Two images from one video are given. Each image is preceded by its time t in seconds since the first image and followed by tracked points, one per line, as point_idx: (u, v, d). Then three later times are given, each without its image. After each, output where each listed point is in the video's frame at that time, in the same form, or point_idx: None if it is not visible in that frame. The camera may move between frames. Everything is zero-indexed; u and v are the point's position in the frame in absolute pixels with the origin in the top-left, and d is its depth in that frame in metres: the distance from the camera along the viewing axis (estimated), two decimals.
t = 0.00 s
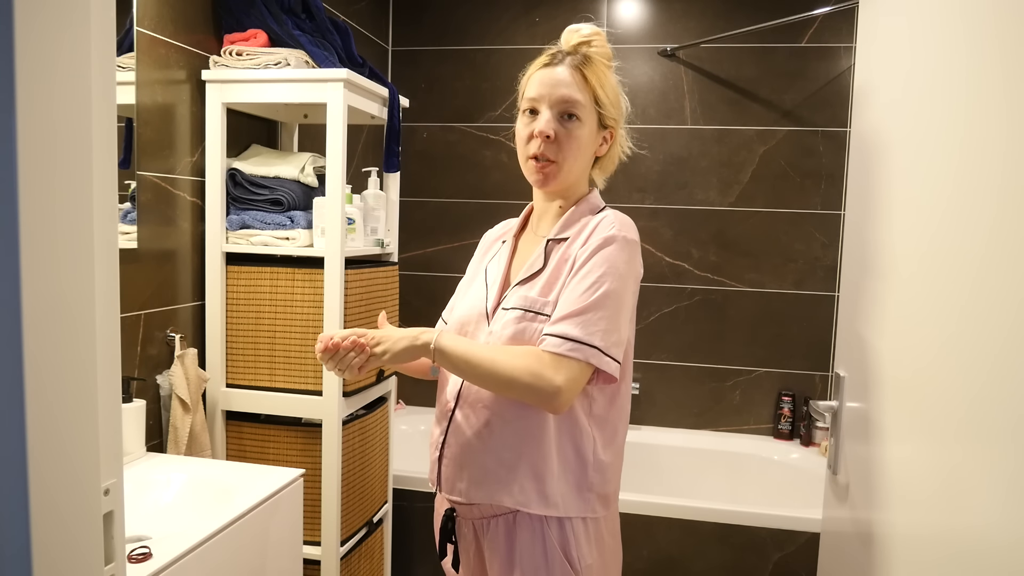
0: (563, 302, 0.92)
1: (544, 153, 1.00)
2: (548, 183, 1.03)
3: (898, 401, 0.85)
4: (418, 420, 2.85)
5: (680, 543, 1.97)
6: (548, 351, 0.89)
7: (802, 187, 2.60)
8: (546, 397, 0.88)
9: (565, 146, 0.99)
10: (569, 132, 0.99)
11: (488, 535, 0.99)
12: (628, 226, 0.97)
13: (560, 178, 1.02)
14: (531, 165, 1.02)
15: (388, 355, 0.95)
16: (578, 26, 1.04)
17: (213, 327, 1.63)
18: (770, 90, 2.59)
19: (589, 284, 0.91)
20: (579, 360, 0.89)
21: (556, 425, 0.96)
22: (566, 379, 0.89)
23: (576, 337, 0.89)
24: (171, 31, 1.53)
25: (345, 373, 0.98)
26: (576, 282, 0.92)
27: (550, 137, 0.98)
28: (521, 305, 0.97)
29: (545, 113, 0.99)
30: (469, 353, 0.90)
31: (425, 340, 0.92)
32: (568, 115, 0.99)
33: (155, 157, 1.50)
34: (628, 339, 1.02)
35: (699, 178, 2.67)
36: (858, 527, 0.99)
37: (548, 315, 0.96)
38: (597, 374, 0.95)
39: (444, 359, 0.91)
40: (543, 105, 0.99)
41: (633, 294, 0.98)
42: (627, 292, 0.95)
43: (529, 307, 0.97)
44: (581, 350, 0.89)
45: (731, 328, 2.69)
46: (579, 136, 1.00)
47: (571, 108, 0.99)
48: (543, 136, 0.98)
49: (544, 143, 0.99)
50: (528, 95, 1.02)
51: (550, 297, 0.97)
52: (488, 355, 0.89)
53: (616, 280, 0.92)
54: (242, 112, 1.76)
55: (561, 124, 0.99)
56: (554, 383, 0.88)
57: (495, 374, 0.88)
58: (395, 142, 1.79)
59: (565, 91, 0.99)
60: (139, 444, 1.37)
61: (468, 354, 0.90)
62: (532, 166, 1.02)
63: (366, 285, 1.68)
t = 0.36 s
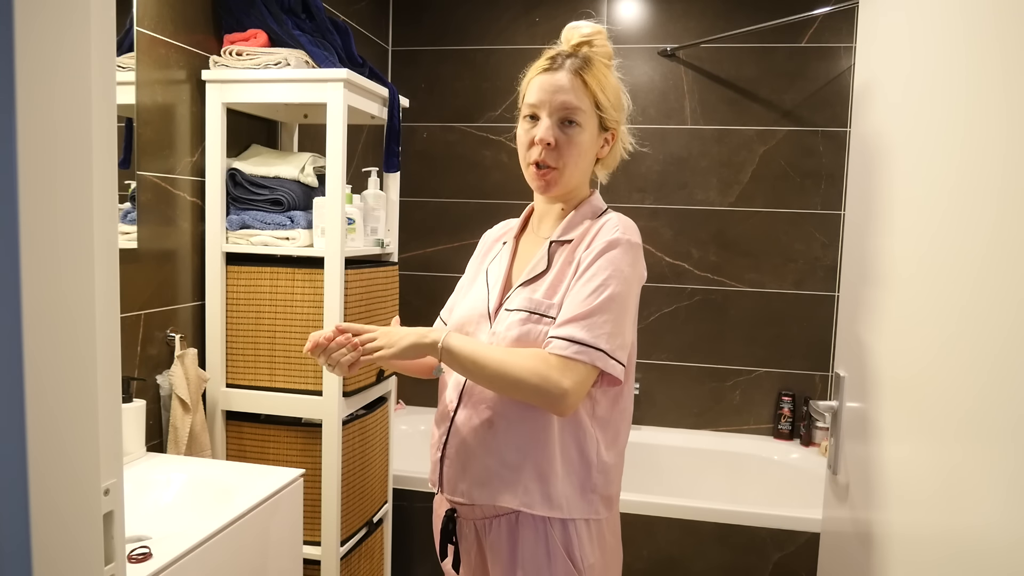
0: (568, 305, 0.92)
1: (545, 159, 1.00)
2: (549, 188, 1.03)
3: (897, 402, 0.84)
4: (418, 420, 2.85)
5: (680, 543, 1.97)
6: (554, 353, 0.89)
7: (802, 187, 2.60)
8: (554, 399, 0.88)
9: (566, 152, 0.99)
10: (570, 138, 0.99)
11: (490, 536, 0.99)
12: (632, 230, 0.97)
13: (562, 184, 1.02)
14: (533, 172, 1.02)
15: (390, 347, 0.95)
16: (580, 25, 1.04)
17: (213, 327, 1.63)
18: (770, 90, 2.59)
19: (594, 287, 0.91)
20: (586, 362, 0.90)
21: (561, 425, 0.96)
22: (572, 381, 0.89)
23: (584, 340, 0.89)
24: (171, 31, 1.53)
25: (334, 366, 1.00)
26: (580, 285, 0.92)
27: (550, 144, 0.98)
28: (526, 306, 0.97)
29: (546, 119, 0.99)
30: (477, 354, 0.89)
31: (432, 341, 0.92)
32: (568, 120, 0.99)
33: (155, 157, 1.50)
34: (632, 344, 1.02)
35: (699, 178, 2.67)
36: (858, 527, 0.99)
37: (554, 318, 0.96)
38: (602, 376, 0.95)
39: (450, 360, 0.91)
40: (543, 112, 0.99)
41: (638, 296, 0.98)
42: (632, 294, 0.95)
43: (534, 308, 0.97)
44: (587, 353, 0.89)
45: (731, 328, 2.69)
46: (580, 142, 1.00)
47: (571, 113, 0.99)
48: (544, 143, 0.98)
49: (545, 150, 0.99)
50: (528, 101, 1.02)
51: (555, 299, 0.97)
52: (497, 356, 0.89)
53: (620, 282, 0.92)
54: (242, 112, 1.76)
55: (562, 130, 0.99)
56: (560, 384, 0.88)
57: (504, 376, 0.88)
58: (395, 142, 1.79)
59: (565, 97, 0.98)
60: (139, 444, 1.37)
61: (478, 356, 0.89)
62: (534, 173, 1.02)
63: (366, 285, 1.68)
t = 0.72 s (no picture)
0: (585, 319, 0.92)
1: (522, 159, 1.00)
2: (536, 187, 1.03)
3: (898, 403, 0.84)
4: (418, 420, 2.85)
5: (680, 543, 1.97)
6: (576, 367, 0.90)
7: (802, 187, 2.60)
8: (576, 413, 0.90)
9: (543, 147, 0.99)
10: (547, 134, 0.99)
11: (491, 536, 0.99)
12: (639, 237, 0.97)
13: (544, 181, 1.01)
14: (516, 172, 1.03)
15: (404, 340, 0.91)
16: (566, 22, 1.04)
17: (213, 327, 1.63)
18: (770, 90, 2.59)
19: (607, 300, 0.92)
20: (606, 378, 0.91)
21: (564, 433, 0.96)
22: (593, 396, 0.91)
23: (605, 356, 0.90)
24: (171, 31, 1.53)
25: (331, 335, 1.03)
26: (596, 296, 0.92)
27: (522, 142, 0.99)
28: (532, 313, 0.97)
29: (518, 118, 0.99)
30: (507, 365, 0.88)
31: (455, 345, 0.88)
32: (541, 116, 0.98)
33: (155, 157, 1.50)
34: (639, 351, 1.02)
35: (699, 178, 2.67)
36: (858, 527, 0.99)
37: (561, 326, 0.95)
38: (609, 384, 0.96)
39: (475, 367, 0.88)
40: (517, 111, 1.00)
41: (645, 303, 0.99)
42: (640, 304, 0.95)
43: (540, 316, 0.96)
44: (606, 369, 0.90)
45: (731, 328, 2.69)
46: (554, 136, 0.99)
47: (542, 109, 0.98)
48: (516, 142, 0.99)
49: (519, 149, 0.99)
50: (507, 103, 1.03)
51: (562, 307, 0.96)
52: (522, 367, 0.88)
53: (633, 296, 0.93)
54: (242, 112, 1.76)
55: (534, 127, 0.99)
56: (582, 400, 0.90)
57: (532, 389, 0.88)
58: (395, 142, 1.79)
59: (535, 94, 0.98)
60: (139, 444, 1.37)
61: (507, 368, 0.88)
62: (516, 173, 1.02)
63: (366, 285, 1.68)
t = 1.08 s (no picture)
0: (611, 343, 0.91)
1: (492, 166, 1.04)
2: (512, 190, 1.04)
3: (901, 409, 0.84)
4: (417, 420, 2.85)
5: (680, 543, 1.97)
6: (628, 395, 0.90)
7: (802, 187, 2.60)
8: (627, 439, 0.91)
9: (502, 157, 0.99)
10: (500, 140, 0.99)
11: (491, 537, 0.99)
12: (647, 244, 0.95)
13: (508, 185, 1.02)
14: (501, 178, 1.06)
15: (468, 404, 0.81)
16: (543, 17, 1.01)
17: (213, 327, 1.63)
18: (770, 90, 2.59)
19: (633, 319, 0.91)
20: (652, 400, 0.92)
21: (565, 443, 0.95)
22: (648, 417, 0.92)
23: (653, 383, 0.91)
24: (171, 31, 1.53)
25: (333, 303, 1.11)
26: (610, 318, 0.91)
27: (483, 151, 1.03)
28: (536, 323, 0.95)
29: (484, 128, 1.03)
30: (576, 403, 0.86)
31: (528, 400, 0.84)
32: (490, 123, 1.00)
33: (155, 157, 1.50)
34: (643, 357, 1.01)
35: (699, 178, 2.66)
36: (859, 528, 0.99)
37: (565, 337, 0.93)
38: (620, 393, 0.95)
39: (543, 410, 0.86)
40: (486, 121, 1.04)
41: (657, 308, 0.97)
42: (656, 313, 0.93)
43: (544, 326, 0.94)
44: (653, 391, 0.91)
45: (731, 328, 2.69)
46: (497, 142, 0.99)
47: (489, 116, 1.00)
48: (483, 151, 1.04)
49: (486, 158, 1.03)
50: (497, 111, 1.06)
51: (568, 318, 0.94)
52: (585, 405, 0.87)
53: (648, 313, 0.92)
54: (242, 112, 1.75)
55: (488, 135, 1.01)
56: (637, 422, 0.91)
57: (596, 422, 0.87)
58: (395, 142, 1.79)
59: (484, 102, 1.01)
60: (139, 444, 1.37)
61: (578, 404, 0.86)
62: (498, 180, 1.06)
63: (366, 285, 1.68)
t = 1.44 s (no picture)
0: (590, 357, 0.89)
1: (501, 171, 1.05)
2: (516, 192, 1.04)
3: (908, 421, 0.84)
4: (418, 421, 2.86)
5: (680, 543, 1.97)
6: (608, 408, 0.88)
7: (802, 187, 2.60)
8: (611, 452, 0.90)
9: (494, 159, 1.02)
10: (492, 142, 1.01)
11: (482, 538, 0.99)
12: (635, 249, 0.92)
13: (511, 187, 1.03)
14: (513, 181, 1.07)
15: (440, 424, 0.86)
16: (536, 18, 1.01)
17: (213, 327, 1.63)
18: (770, 90, 2.59)
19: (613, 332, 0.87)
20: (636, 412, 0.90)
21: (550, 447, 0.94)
22: (635, 429, 0.90)
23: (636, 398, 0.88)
24: (171, 31, 1.53)
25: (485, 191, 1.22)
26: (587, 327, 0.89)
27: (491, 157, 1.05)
28: (516, 326, 0.93)
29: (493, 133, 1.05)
30: (550, 419, 0.86)
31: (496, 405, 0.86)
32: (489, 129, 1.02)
33: (155, 157, 1.50)
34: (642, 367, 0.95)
35: (699, 178, 2.66)
36: (859, 528, 0.99)
37: (542, 342, 0.91)
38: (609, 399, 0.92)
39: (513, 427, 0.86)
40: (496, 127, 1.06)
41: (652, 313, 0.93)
42: (644, 320, 0.90)
43: (523, 329, 0.92)
44: (637, 401, 0.89)
45: (731, 328, 2.69)
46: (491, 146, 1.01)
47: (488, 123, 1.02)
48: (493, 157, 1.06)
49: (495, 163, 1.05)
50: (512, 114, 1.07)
51: (546, 322, 0.91)
52: (560, 420, 0.86)
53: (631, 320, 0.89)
54: (242, 112, 1.76)
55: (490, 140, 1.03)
56: (620, 434, 0.89)
57: (573, 437, 0.86)
58: (395, 142, 1.79)
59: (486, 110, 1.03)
60: (139, 443, 1.37)
61: (552, 419, 0.86)
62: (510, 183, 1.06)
63: (366, 284, 1.68)
